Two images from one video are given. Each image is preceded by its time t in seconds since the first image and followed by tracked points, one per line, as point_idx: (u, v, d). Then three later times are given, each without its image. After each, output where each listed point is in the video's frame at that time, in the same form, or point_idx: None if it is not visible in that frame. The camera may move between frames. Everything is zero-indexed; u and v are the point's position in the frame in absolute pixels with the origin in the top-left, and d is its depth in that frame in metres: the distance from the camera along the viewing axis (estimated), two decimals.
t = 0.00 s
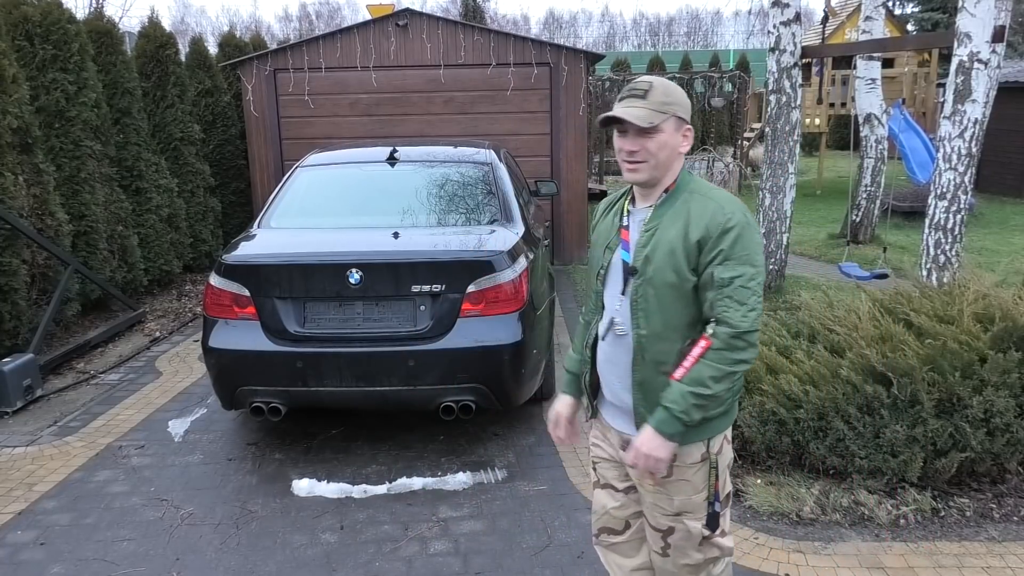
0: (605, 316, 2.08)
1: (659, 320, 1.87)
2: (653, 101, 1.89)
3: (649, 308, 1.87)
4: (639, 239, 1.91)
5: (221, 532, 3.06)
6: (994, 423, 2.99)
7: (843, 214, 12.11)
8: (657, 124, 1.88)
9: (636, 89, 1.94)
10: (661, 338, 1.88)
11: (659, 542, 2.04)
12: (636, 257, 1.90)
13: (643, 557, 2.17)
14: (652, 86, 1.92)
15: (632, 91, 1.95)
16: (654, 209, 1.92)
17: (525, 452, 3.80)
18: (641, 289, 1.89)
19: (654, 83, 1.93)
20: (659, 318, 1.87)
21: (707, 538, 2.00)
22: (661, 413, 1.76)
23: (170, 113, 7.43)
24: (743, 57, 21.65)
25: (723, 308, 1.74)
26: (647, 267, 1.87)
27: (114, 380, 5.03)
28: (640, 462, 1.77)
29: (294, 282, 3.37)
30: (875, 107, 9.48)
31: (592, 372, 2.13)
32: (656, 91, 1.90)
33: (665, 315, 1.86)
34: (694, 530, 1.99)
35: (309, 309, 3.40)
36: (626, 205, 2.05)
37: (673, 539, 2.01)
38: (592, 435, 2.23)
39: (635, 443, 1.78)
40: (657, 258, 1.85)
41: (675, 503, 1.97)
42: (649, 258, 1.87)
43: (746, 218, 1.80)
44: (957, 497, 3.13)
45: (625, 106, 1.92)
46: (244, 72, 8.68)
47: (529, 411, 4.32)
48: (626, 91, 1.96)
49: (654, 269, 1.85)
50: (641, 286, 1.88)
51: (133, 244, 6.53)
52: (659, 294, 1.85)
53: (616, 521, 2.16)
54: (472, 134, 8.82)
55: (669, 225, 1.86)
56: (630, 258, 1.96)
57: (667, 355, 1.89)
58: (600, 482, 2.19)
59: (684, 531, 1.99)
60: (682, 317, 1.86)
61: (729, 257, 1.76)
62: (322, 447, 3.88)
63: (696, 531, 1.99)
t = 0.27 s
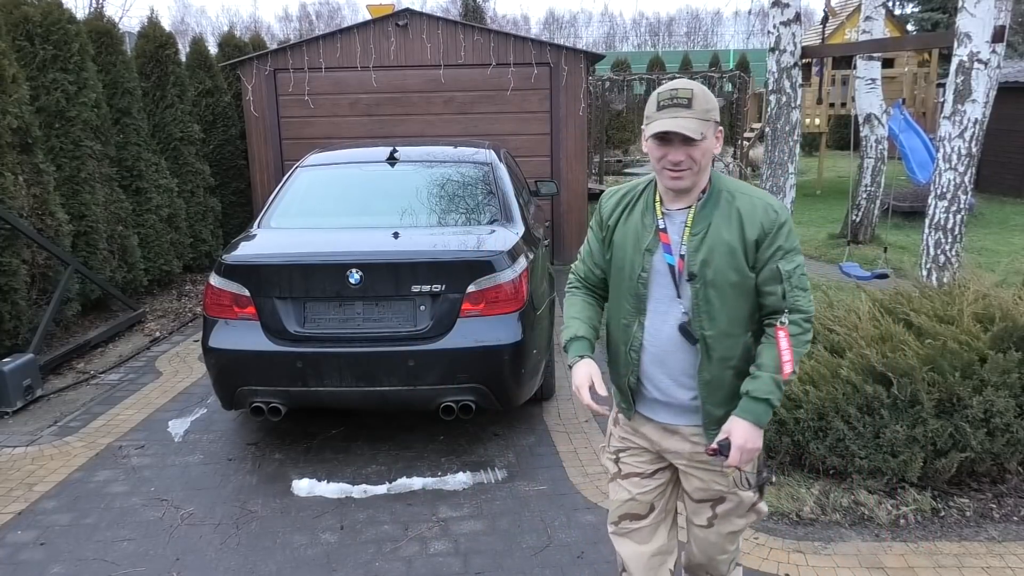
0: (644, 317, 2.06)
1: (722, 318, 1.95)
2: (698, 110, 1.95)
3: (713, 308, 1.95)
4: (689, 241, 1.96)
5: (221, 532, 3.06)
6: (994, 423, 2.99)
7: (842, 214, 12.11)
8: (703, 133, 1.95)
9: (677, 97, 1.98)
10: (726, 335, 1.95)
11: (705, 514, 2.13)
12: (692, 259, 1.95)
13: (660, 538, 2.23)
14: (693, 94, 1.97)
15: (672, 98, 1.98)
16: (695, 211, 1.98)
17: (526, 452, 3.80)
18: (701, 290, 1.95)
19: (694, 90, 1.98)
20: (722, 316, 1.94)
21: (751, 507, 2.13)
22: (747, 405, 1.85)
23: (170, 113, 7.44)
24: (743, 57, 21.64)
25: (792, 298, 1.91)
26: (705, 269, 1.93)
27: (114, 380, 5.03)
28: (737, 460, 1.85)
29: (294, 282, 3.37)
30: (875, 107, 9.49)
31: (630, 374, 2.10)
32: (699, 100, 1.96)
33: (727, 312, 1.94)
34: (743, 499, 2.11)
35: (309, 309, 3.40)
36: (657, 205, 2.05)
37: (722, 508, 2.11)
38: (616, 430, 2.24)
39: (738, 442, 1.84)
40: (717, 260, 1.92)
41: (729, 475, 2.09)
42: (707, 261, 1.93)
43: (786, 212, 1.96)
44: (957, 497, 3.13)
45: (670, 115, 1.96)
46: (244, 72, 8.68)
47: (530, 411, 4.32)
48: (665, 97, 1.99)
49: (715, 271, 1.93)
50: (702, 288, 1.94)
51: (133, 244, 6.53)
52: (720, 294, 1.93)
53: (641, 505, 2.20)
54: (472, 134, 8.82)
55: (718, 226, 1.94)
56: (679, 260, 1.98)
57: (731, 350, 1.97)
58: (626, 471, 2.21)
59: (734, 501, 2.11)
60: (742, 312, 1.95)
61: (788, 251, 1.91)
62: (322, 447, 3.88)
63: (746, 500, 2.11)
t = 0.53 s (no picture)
0: (659, 305, 2.09)
1: (736, 304, 2.03)
2: (712, 100, 2.00)
3: (728, 296, 2.03)
4: (706, 231, 2.03)
5: (221, 532, 3.06)
6: (994, 423, 2.99)
7: (843, 214, 12.11)
8: (718, 121, 1.99)
9: (692, 88, 2.02)
10: (739, 321, 2.05)
11: (705, 497, 2.16)
12: (710, 249, 2.01)
13: (648, 517, 2.27)
14: (707, 85, 2.01)
15: (687, 89, 2.03)
16: (712, 202, 2.04)
17: (525, 451, 3.80)
18: (717, 279, 2.02)
19: (707, 81, 2.03)
20: (736, 303, 2.03)
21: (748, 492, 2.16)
22: (734, 356, 1.92)
23: (170, 113, 7.43)
24: (743, 57, 21.65)
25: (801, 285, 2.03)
26: (722, 258, 2.01)
27: (114, 380, 5.03)
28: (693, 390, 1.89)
29: (294, 282, 3.37)
30: (875, 107, 9.49)
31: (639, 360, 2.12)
32: (713, 89, 2.00)
33: (740, 299, 2.03)
34: (741, 484, 2.14)
35: (309, 309, 3.40)
36: (672, 195, 2.08)
37: (720, 492, 2.15)
38: (613, 418, 2.24)
39: (708, 375, 1.89)
40: (734, 249, 2.00)
41: (729, 459, 2.13)
42: (724, 250, 2.01)
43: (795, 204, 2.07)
44: (957, 497, 3.13)
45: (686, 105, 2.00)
46: (244, 72, 8.68)
47: (530, 411, 4.32)
48: (679, 88, 2.03)
49: (731, 260, 2.01)
50: (719, 276, 2.02)
51: (133, 244, 6.53)
52: (735, 282, 2.02)
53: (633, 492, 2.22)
54: (472, 134, 8.82)
55: (735, 216, 2.02)
56: (697, 249, 2.03)
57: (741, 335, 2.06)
58: (623, 459, 2.21)
59: (732, 486, 2.14)
60: (753, 298, 2.05)
61: (799, 241, 2.02)
62: (323, 447, 3.88)
63: (744, 485, 2.14)
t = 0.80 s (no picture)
0: (640, 297, 2.16)
1: (713, 291, 2.11)
2: (673, 94, 2.07)
3: (706, 283, 2.10)
4: (683, 222, 2.10)
5: (221, 532, 3.06)
6: (994, 423, 2.99)
7: (843, 214, 12.10)
8: (681, 113, 2.06)
9: (653, 85, 2.10)
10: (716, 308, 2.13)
11: (693, 494, 2.19)
12: (687, 240, 2.09)
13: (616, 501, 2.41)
14: (667, 81, 2.09)
15: (648, 87, 2.11)
16: (687, 194, 2.12)
17: (525, 452, 3.79)
18: (694, 268, 2.10)
19: (667, 77, 2.10)
20: (712, 290, 2.11)
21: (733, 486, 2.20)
22: (713, 328, 2.04)
23: (170, 113, 7.43)
24: (743, 57, 21.64)
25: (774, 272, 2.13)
26: (699, 247, 2.08)
27: (113, 380, 5.03)
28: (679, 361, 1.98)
29: (294, 282, 3.37)
30: (875, 107, 9.48)
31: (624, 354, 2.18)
32: (673, 84, 2.08)
33: (717, 285, 2.11)
34: (726, 478, 2.18)
35: (309, 309, 3.40)
36: (648, 190, 2.15)
37: (708, 487, 2.18)
38: (596, 419, 2.29)
39: (694, 345, 2.00)
40: (710, 239, 2.08)
41: (712, 452, 2.18)
42: (702, 240, 2.08)
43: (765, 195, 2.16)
44: (957, 497, 3.13)
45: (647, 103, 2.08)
46: (244, 72, 8.67)
47: (529, 411, 4.32)
48: (641, 87, 2.11)
49: (708, 249, 2.08)
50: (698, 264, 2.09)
51: (133, 244, 6.53)
52: (712, 269, 2.10)
53: (607, 482, 2.34)
54: (472, 134, 8.82)
55: (711, 207, 2.09)
56: (674, 241, 2.11)
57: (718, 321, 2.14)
58: (604, 455, 2.30)
59: (718, 480, 2.17)
60: (728, 285, 2.13)
61: (770, 230, 2.11)
62: (322, 447, 3.88)
63: (729, 479, 2.18)
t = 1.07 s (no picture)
0: (589, 296, 2.25)
1: (656, 288, 2.18)
2: (612, 102, 2.16)
3: (649, 280, 2.18)
4: (626, 223, 2.18)
5: (221, 532, 3.06)
6: (994, 423, 2.99)
7: (843, 214, 12.10)
8: (620, 119, 2.15)
9: (594, 94, 2.18)
10: (660, 303, 2.20)
11: (651, 475, 2.25)
12: (629, 240, 2.17)
13: (595, 489, 2.47)
14: (607, 90, 2.17)
15: (589, 96, 2.19)
16: (629, 196, 2.20)
17: (525, 452, 3.79)
18: (637, 266, 2.17)
19: (607, 86, 2.19)
20: (655, 286, 2.18)
21: (689, 466, 2.25)
22: (656, 327, 2.10)
23: (170, 113, 7.43)
24: (743, 57, 21.65)
25: (715, 267, 2.18)
26: (641, 246, 2.16)
27: (113, 380, 5.02)
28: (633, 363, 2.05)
29: (294, 282, 3.37)
30: (875, 107, 9.47)
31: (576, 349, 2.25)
32: (613, 93, 2.16)
33: (660, 282, 2.18)
34: (681, 458, 2.23)
35: (309, 309, 3.40)
36: (592, 195, 2.24)
37: (666, 467, 2.23)
38: (561, 407, 2.35)
39: (642, 346, 2.06)
40: (651, 238, 2.15)
41: (666, 434, 2.23)
42: (643, 239, 2.16)
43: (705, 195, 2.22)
44: (957, 497, 3.13)
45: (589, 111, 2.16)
46: (244, 72, 8.67)
47: (528, 411, 4.32)
48: (583, 97, 2.20)
49: (649, 247, 2.15)
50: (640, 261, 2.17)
51: (133, 244, 6.53)
52: (654, 267, 2.17)
53: (580, 469, 2.40)
54: (472, 134, 8.82)
55: (651, 207, 2.17)
56: (618, 241, 2.19)
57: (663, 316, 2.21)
58: (574, 441, 2.36)
59: (674, 461, 2.23)
60: (672, 281, 2.20)
61: (709, 227, 2.17)
62: (322, 447, 3.88)
63: (684, 459, 2.23)
